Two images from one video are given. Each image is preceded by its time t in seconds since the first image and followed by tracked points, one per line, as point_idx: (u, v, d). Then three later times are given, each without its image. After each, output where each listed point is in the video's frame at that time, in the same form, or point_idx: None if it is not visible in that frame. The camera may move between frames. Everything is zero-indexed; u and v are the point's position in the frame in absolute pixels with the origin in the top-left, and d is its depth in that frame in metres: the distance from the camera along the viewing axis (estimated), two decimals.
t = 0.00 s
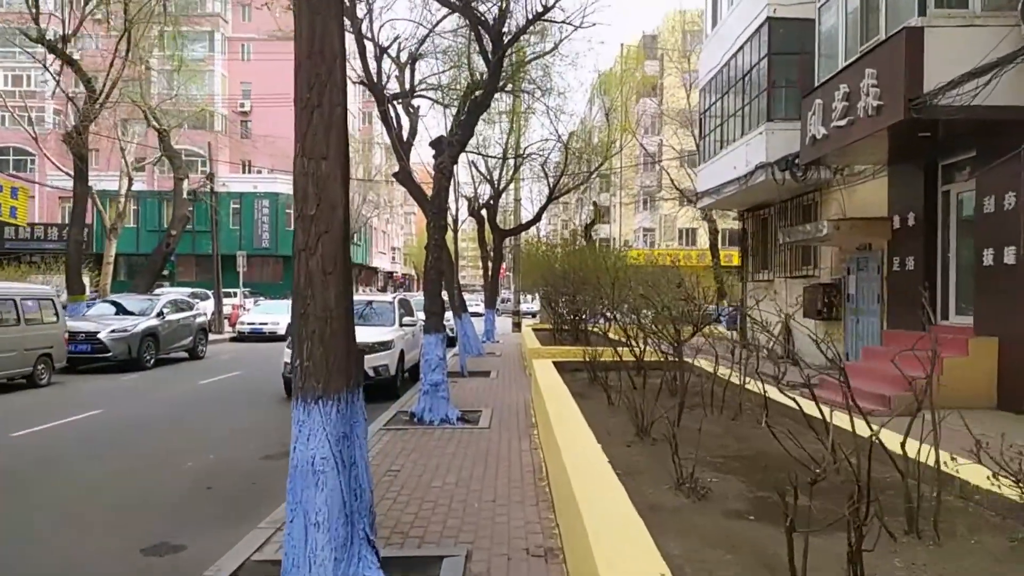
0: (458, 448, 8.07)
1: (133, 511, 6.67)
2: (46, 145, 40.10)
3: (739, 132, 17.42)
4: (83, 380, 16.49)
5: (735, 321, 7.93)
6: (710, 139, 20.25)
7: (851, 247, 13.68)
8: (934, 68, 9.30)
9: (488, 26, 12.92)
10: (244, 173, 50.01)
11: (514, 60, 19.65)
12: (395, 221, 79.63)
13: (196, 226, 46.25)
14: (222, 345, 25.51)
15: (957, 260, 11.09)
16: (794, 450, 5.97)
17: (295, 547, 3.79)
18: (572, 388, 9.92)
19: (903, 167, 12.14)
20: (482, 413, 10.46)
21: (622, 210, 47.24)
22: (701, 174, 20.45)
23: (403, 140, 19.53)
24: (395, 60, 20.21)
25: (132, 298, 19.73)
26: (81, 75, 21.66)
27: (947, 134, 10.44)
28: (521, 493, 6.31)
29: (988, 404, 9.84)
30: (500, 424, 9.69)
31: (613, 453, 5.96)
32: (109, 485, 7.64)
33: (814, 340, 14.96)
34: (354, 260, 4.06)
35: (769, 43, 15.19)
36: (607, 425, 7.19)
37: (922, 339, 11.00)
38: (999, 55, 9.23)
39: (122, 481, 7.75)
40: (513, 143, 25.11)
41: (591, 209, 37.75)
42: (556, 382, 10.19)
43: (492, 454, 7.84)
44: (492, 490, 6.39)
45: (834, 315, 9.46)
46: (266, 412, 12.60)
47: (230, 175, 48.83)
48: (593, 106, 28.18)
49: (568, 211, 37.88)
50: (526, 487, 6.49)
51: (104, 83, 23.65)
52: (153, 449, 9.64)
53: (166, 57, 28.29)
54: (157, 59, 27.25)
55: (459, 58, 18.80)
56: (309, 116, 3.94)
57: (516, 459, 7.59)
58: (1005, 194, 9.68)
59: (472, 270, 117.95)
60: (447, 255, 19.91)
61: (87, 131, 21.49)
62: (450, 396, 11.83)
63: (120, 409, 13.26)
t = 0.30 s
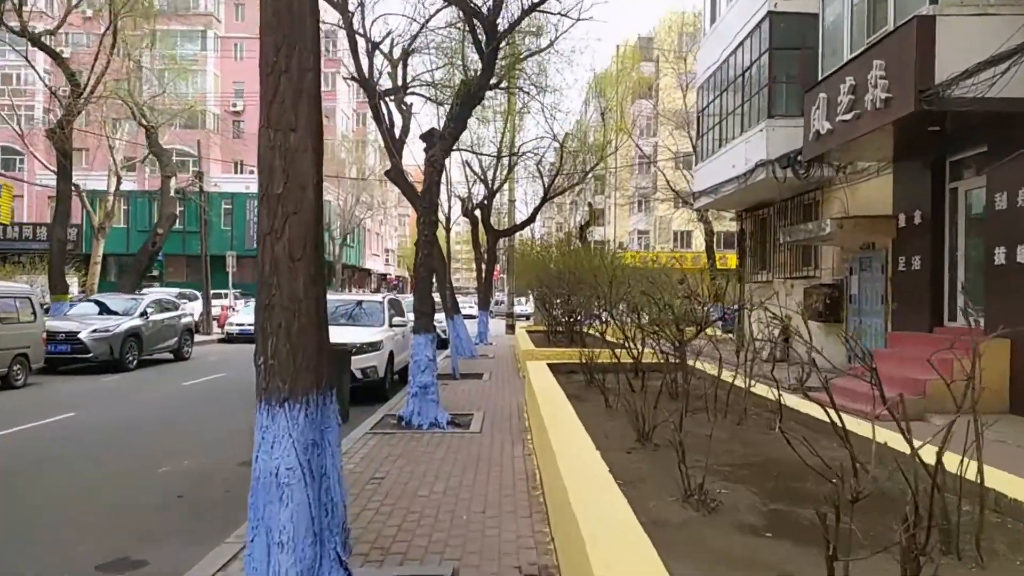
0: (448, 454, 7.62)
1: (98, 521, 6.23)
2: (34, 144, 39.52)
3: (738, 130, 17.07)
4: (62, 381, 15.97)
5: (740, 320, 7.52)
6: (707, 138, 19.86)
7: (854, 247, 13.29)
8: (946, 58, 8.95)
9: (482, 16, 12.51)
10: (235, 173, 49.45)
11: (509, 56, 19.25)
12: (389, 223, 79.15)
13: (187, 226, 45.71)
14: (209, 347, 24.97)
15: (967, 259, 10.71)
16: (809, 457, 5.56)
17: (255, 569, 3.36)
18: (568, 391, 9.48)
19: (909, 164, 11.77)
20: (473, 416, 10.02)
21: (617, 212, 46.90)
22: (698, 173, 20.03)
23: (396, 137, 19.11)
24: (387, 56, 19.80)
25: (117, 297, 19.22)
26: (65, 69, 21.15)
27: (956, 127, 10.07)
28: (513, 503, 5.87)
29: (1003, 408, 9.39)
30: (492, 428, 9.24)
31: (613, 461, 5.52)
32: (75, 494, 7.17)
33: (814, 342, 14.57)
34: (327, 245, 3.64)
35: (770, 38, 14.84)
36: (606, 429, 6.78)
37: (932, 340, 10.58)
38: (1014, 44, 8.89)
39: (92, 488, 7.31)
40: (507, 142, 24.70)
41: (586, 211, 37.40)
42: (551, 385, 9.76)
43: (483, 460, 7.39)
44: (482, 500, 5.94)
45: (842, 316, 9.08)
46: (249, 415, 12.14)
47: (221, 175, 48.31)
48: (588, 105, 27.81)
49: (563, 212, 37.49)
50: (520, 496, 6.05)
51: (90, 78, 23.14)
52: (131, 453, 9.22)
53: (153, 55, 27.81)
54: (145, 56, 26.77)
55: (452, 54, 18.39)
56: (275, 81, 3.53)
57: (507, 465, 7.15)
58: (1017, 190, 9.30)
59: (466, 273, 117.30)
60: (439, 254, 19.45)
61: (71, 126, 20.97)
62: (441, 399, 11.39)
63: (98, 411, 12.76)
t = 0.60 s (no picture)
0: (422, 467, 7.14)
1: (33, 550, 5.64)
2: None
3: (719, 126, 16.76)
4: (17, 387, 15.18)
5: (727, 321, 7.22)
6: (688, 134, 19.52)
7: (838, 244, 13.03)
8: (939, 49, 8.66)
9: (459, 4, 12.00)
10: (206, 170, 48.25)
11: (486, 49, 18.74)
12: (364, 221, 78.16)
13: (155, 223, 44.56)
14: (176, 349, 24.14)
15: (956, 257, 10.48)
16: (812, 473, 5.20)
17: None
18: (550, 397, 9.10)
19: (895, 160, 11.50)
20: (450, 424, 9.54)
21: (595, 210, 46.59)
22: (679, 170, 19.68)
23: (369, 132, 18.51)
24: (360, 48, 19.17)
25: (77, 299, 18.40)
26: (21, 60, 20.18)
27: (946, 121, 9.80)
28: (492, 524, 5.42)
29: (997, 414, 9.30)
30: (468, 437, 8.78)
31: (601, 479, 5.09)
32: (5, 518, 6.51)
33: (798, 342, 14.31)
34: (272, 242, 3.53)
35: (753, 31, 14.54)
36: (589, 440, 6.42)
37: (914, 342, 10.45)
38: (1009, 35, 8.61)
39: (33, 508, 6.71)
40: (484, 137, 24.20)
41: (563, 208, 36.98)
42: (532, 390, 9.35)
43: (460, 473, 6.93)
44: (459, 521, 5.49)
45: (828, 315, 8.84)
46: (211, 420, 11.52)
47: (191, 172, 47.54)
48: (566, 101, 27.38)
49: (540, 210, 37.02)
50: (499, 517, 5.60)
51: (49, 71, 22.16)
52: (79, 467, 8.53)
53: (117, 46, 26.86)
54: (109, 47, 25.81)
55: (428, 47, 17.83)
56: (213, 58, 3.43)
57: (486, 480, 6.69)
58: (1009, 186, 9.05)
59: (443, 271, 116.48)
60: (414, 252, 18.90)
61: (28, 120, 20.03)
62: (416, 405, 10.90)
63: (52, 420, 12.05)
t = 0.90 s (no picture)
0: (417, 478, 6.70)
1: None
2: None
3: (723, 123, 16.37)
4: None
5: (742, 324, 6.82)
6: (690, 132, 19.12)
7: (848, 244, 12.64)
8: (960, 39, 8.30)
9: None
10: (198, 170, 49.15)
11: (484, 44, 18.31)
12: (360, 222, 77.68)
13: (148, 222, 44.14)
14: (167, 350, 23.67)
15: (973, 258, 10.11)
16: (845, 487, 4.79)
17: None
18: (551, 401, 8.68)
19: (909, 157, 11.12)
20: (446, 430, 9.09)
21: (593, 211, 46.22)
22: (681, 169, 19.25)
23: (364, 128, 18.06)
24: (355, 42, 18.71)
25: (63, 298, 17.90)
26: (7, 54, 19.64)
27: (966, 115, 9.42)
28: (494, 542, 4.99)
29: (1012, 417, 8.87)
30: (466, 443, 8.35)
31: (615, 494, 4.65)
32: None
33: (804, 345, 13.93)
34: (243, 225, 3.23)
35: (759, 25, 14.15)
36: (596, 450, 5.98)
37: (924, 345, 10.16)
38: None
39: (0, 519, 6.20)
40: (482, 135, 23.79)
41: (561, 209, 36.57)
42: (533, 393, 8.94)
43: (459, 484, 6.50)
44: (458, 539, 5.06)
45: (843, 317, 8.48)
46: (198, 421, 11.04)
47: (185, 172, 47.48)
48: (565, 99, 26.97)
49: (537, 210, 36.60)
50: (501, 534, 5.16)
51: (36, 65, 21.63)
52: (56, 473, 8.00)
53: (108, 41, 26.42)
54: (99, 42, 25.37)
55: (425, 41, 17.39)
56: (177, 13, 3.13)
57: (487, 492, 6.27)
58: None
59: (438, 271, 115.84)
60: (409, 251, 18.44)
61: (14, 115, 19.50)
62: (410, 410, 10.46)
63: (31, 423, 11.54)
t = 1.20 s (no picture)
0: (405, 495, 6.26)
1: None
2: None
3: (718, 120, 15.97)
4: None
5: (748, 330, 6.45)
6: (684, 130, 18.72)
7: (848, 244, 12.31)
8: (972, 29, 7.97)
9: None
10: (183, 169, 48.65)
11: (473, 39, 17.87)
12: (348, 222, 76.98)
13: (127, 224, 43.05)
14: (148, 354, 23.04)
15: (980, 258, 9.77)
16: (876, 511, 4.39)
17: None
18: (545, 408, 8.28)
19: (912, 153, 10.78)
20: (435, 440, 8.63)
21: (583, 211, 45.86)
22: (675, 167, 18.84)
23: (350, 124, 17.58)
24: (341, 37, 18.24)
25: (38, 300, 17.30)
26: None
27: (975, 108, 9.11)
28: (487, 571, 4.55)
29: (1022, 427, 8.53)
30: (456, 454, 7.91)
31: (621, 519, 4.22)
32: None
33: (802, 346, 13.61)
34: (175, 216, 3.36)
35: (756, 18, 13.80)
36: (597, 465, 5.57)
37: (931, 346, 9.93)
38: None
39: None
40: (471, 133, 23.33)
41: (551, 208, 36.15)
42: (526, 401, 8.53)
43: (449, 501, 6.07)
44: (448, 568, 4.61)
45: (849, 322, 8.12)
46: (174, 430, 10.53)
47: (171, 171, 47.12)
48: (555, 96, 26.54)
49: (527, 210, 36.17)
50: (495, 561, 4.71)
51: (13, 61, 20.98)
52: (19, 484, 7.37)
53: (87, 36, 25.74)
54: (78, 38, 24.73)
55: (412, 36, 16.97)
56: None
57: (477, 510, 5.83)
58: None
59: (428, 271, 115.03)
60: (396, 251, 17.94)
61: None
62: (398, 417, 10.01)
63: None
